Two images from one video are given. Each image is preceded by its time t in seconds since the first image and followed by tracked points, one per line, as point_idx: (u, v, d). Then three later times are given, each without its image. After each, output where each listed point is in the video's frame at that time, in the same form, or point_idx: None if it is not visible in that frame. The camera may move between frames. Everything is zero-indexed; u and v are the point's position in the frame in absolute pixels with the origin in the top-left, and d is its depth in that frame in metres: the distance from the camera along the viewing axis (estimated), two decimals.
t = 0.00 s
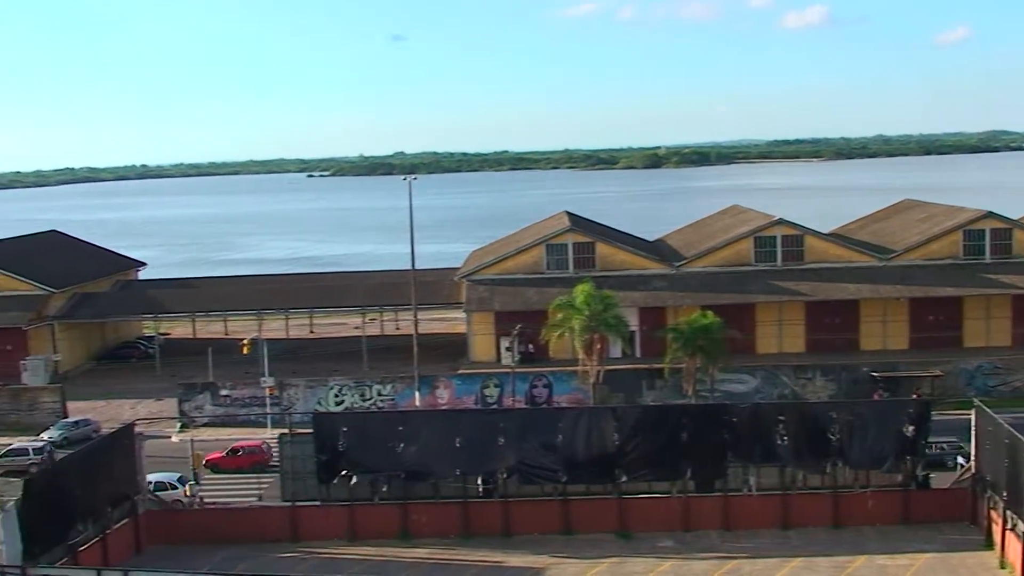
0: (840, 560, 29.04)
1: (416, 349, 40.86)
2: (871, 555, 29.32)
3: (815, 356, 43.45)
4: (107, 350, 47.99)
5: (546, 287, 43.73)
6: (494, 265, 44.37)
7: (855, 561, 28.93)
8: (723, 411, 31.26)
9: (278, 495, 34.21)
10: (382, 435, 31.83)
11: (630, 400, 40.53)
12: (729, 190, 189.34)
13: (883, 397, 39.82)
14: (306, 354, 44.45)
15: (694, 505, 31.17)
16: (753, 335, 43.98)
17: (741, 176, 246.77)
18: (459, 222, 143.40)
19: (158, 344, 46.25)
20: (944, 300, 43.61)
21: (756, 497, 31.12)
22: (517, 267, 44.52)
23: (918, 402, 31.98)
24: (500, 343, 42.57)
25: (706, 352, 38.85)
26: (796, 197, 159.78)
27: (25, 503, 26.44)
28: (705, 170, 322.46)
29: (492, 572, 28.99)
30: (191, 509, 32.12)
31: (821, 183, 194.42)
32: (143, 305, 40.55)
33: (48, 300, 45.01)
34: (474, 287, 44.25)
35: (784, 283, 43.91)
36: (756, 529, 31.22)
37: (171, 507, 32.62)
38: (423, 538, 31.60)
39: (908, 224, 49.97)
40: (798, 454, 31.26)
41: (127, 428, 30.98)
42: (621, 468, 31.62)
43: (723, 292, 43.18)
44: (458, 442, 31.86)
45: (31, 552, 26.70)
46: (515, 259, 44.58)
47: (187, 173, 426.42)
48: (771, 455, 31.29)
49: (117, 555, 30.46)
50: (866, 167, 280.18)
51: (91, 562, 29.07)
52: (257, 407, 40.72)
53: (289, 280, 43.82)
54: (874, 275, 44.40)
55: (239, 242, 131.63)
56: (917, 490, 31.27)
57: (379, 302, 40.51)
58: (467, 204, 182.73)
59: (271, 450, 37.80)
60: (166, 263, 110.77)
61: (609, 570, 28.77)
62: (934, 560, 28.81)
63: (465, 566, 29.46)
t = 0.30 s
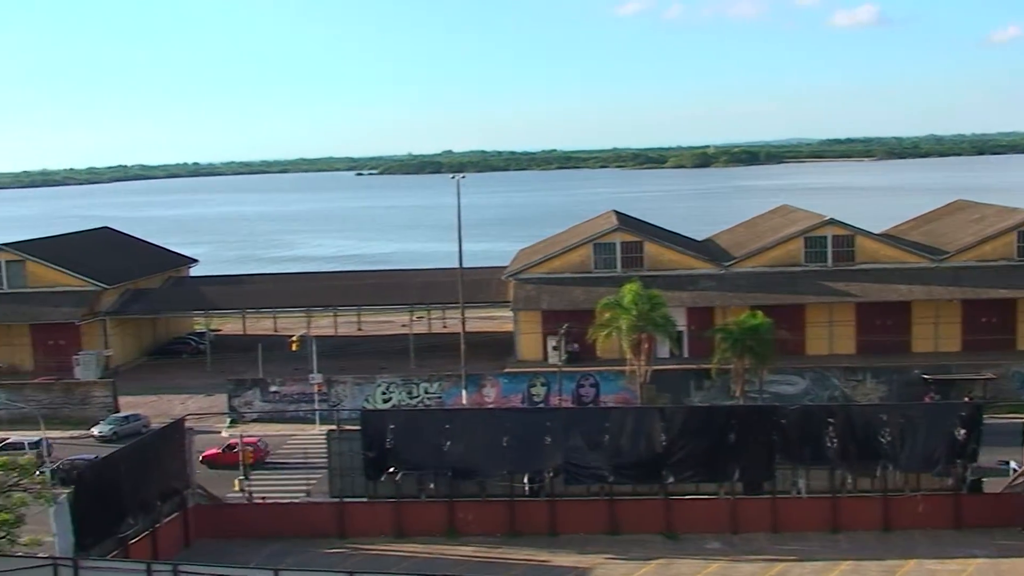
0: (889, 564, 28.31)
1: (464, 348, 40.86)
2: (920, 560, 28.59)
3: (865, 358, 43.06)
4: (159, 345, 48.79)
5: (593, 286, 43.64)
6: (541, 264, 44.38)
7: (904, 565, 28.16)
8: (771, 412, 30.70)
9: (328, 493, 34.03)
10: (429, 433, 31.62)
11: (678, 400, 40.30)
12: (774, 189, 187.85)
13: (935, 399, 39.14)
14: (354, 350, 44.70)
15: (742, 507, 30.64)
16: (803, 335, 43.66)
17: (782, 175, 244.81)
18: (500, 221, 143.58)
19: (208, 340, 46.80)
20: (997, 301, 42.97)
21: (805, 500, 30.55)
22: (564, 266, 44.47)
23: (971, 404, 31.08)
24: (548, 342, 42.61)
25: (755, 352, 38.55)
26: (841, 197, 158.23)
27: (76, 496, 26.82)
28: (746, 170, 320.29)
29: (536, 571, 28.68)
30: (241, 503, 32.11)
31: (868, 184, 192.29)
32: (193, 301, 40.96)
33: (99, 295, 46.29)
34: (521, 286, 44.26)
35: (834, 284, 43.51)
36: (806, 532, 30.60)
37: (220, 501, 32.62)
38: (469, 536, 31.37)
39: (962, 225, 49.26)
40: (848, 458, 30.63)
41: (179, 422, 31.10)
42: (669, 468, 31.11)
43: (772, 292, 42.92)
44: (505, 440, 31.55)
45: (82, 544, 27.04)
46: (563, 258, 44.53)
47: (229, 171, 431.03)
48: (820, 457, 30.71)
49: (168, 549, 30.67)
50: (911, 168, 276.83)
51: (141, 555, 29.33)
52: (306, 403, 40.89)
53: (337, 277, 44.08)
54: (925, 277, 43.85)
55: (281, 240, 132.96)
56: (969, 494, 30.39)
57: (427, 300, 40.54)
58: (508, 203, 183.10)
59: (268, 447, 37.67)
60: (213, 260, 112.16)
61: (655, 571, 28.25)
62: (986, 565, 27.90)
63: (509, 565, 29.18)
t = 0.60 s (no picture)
0: (947, 568, 27.53)
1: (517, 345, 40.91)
2: (978, 564, 27.71)
3: (923, 359, 42.66)
4: (217, 340, 49.57)
5: (647, 284, 43.59)
6: (595, 262, 44.38)
7: (962, 569, 27.35)
8: (826, 412, 30.08)
9: (379, 487, 34.16)
10: (481, 430, 31.51)
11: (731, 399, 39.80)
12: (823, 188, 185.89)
13: (994, 401, 38.08)
14: (407, 346, 44.91)
15: (797, 507, 29.89)
16: (860, 335, 43.44)
17: (828, 174, 242.36)
18: (546, 218, 143.67)
19: (264, 335, 47.29)
20: None
21: (860, 501, 29.71)
22: (618, 264, 44.46)
23: None
24: (600, 340, 42.64)
25: (811, 352, 38.19)
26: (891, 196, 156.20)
27: (133, 488, 27.19)
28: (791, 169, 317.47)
29: (587, 568, 28.34)
30: (298, 498, 32.28)
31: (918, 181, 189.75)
32: (250, 296, 41.44)
33: (158, 290, 47.17)
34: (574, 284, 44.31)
35: (892, 284, 43.07)
36: (862, 534, 29.80)
37: (276, 495, 32.80)
38: (521, 533, 31.14)
39: None
40: (904, 459, 29.75)
41: (236, 417, 31.38)
42: (723, 468, 30.50)
43: (828, 291, 42.62)
44: (558, 438, 31.31)
45: (139, 537, 27.41)
46: (617, 256, 44.54)
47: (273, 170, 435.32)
48: (876, 458, 29.88)
49: (224, 543, 30.85)
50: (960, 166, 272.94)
51: (198, 549, 29.52)
52: (360, 398, 41.23)
53: (391, 274, 44.34)
54: (985, 276, 43.16)
55: (328, 237, 134.18)
56: None
57: (480, 298, 40.60)
58: (553, 202, 183.24)
59: (272, 442, 37.98)
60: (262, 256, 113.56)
61: (708, 571, 27.76)
62: None
63: (560, 563, 28.83)
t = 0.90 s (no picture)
0: (1007, 567, 26.70)
1: (571, 337, 40.90)
2: None
3: (983, 355, 42.22)
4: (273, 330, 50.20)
5: (702, 277, 43.44)
6: (650, 255, 44.33)
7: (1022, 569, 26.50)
8: (884, 408, 29.35)
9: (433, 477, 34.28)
10: (534, 422, 31.33)
11: (787, 394, 39.61)
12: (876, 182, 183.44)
13: None
14: (461, 337, 45.09)
15: (852, 504, 29.27)
16: (919, 331, 43.18)
17: (879, 167, 239.04)
18: (594, 212, 143.47)
19: (319, 325, 47.74)
20: None
21: (917, 499, 29.00)
22: (673, 257, 44.38)
23: None
24: (654, 333, 42.65)
25: (869, 346, 37.72)
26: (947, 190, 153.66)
27: (191, 476, 27.48)
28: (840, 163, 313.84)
29: (638, 562, 27.98)
30: (353, 487, 32.39)
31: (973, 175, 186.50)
32: (305, 286, 41.83)
33: (217, 280, 47.85)
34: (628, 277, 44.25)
35: (952, 279, 42.49)
36: (918, 531, 29.05)
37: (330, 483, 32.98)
38: (573, 526, 30.83)
39: None
40: (963, 457, 29.07)
41: (291, 404, 31.51)
42: (778, 463, 30.02)
43: (886, 286, 42.18)
44: (612, 431, 30.99)
45: (195, 523, 27.59)
46: (672, 249, 44.46)
47: (320, 163, 439.43)
48: (935, 455, 29.19)
49: (280, 529, 30.92)
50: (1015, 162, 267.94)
51: (253, 536, 29.67)
52: (414, 389, 41.46)
53: (446, 265, 44.53)
54: None
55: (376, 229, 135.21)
56: None
57: (535, 290, 40.55)
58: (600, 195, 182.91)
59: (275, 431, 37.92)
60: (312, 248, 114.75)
61: (760, 568, 27.19)
62: None
63: (611, 555, 28.50)
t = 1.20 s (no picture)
0: None
1: (626, 335, 40.80)
2: None
3: None
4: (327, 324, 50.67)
5: (758, 275, 43.24)
6: (705, 251, 44.20)
7: None
8: (944, 408, 28.72)
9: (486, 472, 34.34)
10: (588, 418, 31.19)
11: (844, 394, 38.98)
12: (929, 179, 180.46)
13: None
14: (515, 333, 45.16)
15: (910, 506, 28.83)
16: (978, 331, 42.57)
17: (931, 164, 235.32)
18: (643, 208, 142.90)
19: (374, 319, 48.11)
20: None
21: (976, 501, 28.48)
22: (730, 254, 44.23)
23: None
24: (709, 331, 42.51)
25: (929, 346, 37.21)
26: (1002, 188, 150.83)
27: (248, 465, 27.75)
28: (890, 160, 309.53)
29: (692, 561, 27.81)
30: (405, 481, 32.41)
31: None
32: (361, 280, 42.10)
33: (275, 273, 48.44)
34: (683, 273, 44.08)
35: (1014, 279, 41.74)
36: (978, 534, 28.61)
37: (383, 477, 33.08)
38: (626, 523, 30.70)
39: None
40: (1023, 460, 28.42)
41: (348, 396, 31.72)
42: (835, 463, 29.50)
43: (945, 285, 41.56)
44: (666, 429, 30.65)
45: (252, 514, 27.91)
46: (728, 246, 44.31)
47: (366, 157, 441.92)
48: (994, 457, 28.57)
49: (333, 522, 31.13)
50: None
51: (308, 527, 29.93)
52: (468, 383, 41.58)
53: (500, 260, 44.58)
54: None
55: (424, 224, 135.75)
56: None
57: (590, 286, 40.30)
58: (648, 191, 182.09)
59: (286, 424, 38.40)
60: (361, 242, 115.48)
61: (816, 569, 26.95)
62: None
63: (664, 553, 28.34)
